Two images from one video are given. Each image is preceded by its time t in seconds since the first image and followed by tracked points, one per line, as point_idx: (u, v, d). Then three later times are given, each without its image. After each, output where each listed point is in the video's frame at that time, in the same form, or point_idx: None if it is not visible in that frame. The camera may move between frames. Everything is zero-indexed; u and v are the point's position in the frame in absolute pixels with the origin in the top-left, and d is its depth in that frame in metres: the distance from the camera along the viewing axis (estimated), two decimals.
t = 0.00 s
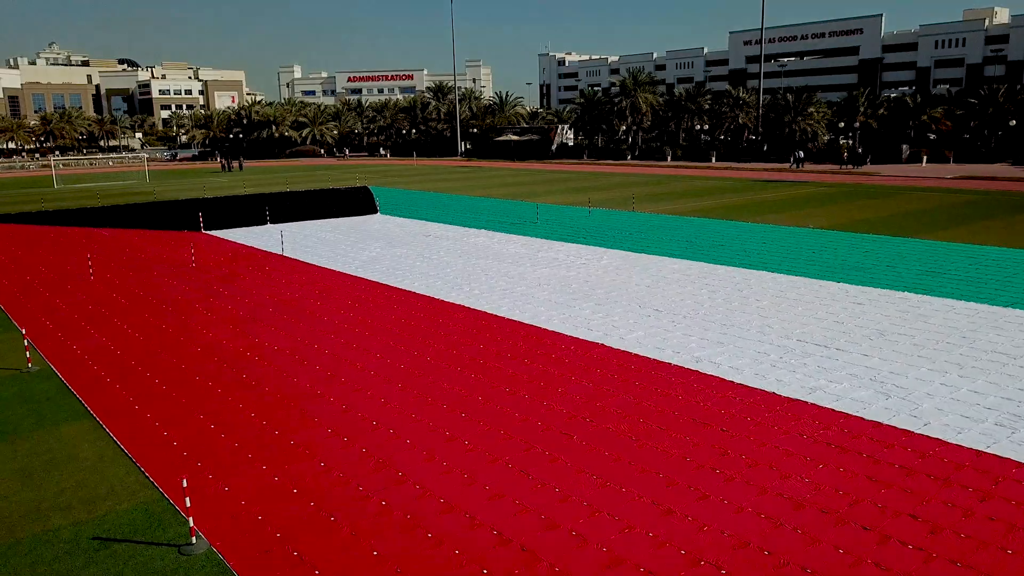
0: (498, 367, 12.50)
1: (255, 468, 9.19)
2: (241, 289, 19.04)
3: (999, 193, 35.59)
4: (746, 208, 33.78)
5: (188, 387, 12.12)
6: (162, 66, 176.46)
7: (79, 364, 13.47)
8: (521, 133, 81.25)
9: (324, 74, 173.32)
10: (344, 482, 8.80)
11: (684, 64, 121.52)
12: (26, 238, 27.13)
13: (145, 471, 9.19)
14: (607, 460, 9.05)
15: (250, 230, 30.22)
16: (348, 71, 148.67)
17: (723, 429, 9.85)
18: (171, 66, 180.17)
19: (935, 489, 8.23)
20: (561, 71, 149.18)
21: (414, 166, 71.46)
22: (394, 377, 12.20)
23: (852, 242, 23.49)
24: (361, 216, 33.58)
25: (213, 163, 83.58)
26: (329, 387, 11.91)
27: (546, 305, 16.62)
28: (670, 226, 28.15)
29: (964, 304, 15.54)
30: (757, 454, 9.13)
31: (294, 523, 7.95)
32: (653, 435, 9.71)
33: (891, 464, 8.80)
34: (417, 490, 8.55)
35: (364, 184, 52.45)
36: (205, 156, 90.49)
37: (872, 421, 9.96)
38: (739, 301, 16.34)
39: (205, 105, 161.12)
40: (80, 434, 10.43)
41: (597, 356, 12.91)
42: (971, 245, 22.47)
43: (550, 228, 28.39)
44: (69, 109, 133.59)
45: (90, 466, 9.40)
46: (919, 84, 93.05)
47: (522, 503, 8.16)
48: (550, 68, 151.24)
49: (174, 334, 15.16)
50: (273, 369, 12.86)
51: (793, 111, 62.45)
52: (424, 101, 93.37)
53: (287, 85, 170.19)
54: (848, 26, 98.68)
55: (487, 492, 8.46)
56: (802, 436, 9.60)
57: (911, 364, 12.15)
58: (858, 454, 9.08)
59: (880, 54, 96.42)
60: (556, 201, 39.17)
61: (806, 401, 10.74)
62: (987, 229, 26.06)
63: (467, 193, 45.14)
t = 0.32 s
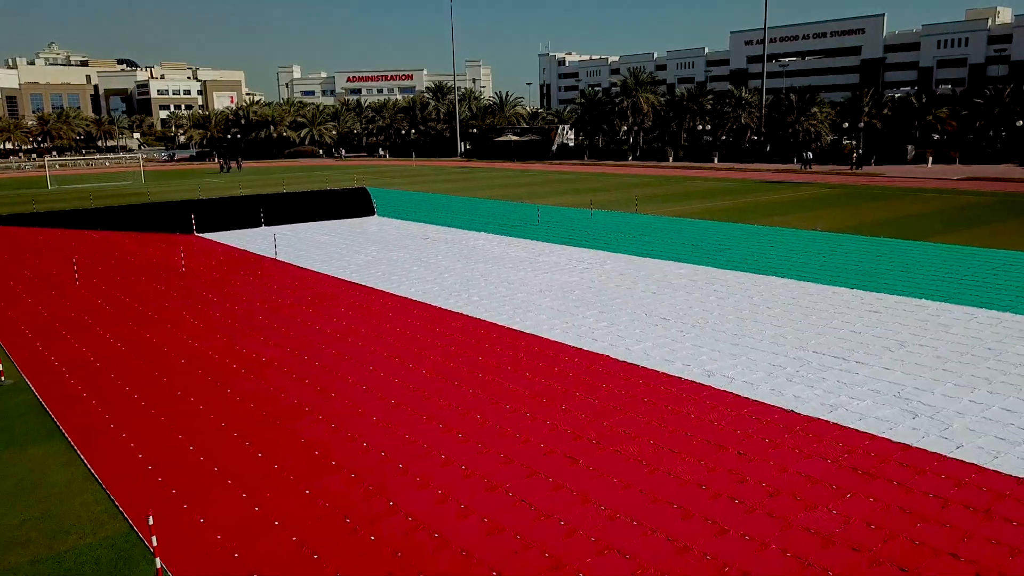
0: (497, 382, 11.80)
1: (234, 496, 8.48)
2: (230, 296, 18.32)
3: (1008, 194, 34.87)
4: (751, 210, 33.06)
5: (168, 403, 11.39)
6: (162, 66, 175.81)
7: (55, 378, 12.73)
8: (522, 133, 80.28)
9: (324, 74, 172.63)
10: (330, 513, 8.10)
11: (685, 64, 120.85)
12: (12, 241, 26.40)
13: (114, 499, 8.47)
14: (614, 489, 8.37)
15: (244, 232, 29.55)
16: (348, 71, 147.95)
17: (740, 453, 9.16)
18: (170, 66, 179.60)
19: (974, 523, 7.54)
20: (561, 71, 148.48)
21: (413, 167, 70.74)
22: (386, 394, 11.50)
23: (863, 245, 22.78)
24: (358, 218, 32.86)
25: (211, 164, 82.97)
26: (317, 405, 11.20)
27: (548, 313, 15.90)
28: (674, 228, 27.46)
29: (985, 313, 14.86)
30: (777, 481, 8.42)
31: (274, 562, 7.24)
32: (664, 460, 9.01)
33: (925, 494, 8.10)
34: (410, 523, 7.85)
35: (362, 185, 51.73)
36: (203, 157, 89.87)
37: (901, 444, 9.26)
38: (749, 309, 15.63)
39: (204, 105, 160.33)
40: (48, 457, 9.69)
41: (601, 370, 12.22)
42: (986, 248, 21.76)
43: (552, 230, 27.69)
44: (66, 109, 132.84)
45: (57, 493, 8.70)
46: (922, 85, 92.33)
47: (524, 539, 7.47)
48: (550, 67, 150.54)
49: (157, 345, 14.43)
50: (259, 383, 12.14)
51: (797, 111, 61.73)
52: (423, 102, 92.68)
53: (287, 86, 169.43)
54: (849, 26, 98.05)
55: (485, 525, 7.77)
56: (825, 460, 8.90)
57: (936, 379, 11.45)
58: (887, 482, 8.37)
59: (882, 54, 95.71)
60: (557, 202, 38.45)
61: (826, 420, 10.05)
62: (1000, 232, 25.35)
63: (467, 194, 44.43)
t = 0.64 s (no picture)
0: (496, 398, 11.10)
1: (209, 530, 7.75)
2: (218, 303, 17.59)
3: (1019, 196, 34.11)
4: (756, 212, 32.35)
5: (144, 421, 10.66)
6: (161, 66, 175.36)
7: (26, 392, 11.98)
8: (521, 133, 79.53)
9: (323, 74, 171.88)
10: (313, 549, 7.39)
11: (685, 64, 120.23)
12: None
13: (77, 533, 7.75)
14: (623, 522, 7.65)
15: (237, 235, 28.86)
16: (347, 71, 147.32)
17: (760, 480, 8.44)
18: (169, 66, 178.95)
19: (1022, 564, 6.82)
20: (561, 71, 147.89)
21: (411, 167, 70.00)
22: (378, 412, 10.79)
23: (874, 249, 22.07)
24: (354, 221, 32.21)
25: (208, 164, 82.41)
26: (306, 423, 10.50)
27: (549, 322, 15.20)
28: (679, 231, 26.76)
29: (1008, 321, 14.16)
30: (802, 513, 7.71)
31: None
32: (677, 488, 8.31)
33: (965, 530, 7.37)
34: (399, 561, 7.13)
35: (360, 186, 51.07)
36: (200, 157, 89.29)
37: (933, 470, 8.55)
38: (760, 318, 14.91)
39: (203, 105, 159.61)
40: (11, 482, 8.97)
41: (607, 384, 11.52)
42: (1002, 253, 21.03)
43: (553, 232, 26.99)
44: (65, 109, 132.22)
45: (15, 526, 7.96)
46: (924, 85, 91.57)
47: None
48: (550, 67, 149.95)
49: (139, 356, 13.70)
50: (245, 399, 11.43)
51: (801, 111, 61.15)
52: (423, 101, 92.00)
53: (286, 86, 168.87)
54: (851, 25, 97.34)
55: (482, 564, 7.06)
56: (853, 488, 8.18)
57: (964, 395, 10.73)
58: (923, 514, 7.65)
59: (884, 54, 94.94)
60: (558, 203, 37.75)
61: (851, 442, 9.34)
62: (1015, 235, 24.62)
63: (466, 194, 43.74)
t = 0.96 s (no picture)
0: (495, 416, 10.44)
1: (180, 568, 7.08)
2: (205, 310, 16.92)
3: None
4: (761, 214, 31.71)
5: (119, 440, 9.96)
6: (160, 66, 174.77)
7: None
8: (521, 134, 78.91)
9: (322, 74, 171.18)
10: None
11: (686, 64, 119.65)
12: None
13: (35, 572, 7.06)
14: (632, 558, 7.00)
15: (230, 237, 28.19)
16: (346, 71, 146.68)
17: (781, 510, 7.76)
18: (168, 66, 178.34)
19: None
20: (561, 71, 147.35)
21: (410, 167, 69.36)
22: (368, 431, 10.12)
23: (884, 252, 21.41)
24: (351, 222, 31.57)
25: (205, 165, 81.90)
26: (292, 443, 9.83)
27: (550, 330, 14.53)
28: (683, 233, 26.11)
29: None
30: (828, 550, 7.05)
31: None
32: (692, 519, 7.64)
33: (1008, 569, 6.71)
34: None
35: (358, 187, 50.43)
36: (197, 158, 88.82)
37: (968, 499, 7.89)
38: (771, 327, 14.27)
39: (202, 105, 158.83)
40: None
41: (613, 400, 10.85)
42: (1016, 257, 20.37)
43: (554, 235, 26.33)
44: (63, 108, 131.45)
45: None
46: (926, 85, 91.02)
47: None
48: (551, 67, 149.39)
49: (118, 369, 13.00)
50: (228, 416, 10.74)
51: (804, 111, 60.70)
52: (422, 101, 91.34)
53: (285, 86, 168.22)
54: (853, 25, 96.70)
55: None
56: (883, 520, 7.51)
57: (993, 413, 10.06)
58: (960, 551, 6.99)
59: (886, 54, 94.34)
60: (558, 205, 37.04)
61: (877, 466, 8.68)
62: None
63: (465, 195, 43.10)
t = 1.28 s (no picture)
0: (495, 437, 9.71)
1: None
2: (191, 319, 16.19)
3: None
4: (766, 216, 31.00)
5: (86, 466, 9.20)
6: (158, 66, 173.81)
7: None
8: (522, 134, 78.09)
9: (321, 74, 170.23)
10: None
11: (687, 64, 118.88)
12: None
13: None
14: None
15: (222, 241, 27.45)
16: (345, 71, 145.88)
17: (809, 551, 7.03)
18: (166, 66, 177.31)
19: None
20: (561, 71, 146.69)
21: (409, 168, 68.59)
22: (358, 455, 9.37)
23: (897, 257, 20.64)
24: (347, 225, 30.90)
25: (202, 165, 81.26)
26: (274, 469, 9.08)
27: (552, 341, 13.80)
28: (688, 237, 25.36)
29: None
30: None
31: None
32: (710, 561, 6.91)
33: None
34: None
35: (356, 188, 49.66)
36: (195, 158, 88.12)
37: (1015, 538, 7.13)
38: (784, 338, 13.53)
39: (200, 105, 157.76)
40: None
41: (620, 419, 10.15)
42: None
43: (555, 238, 25.61)
44: (60, 109, 130.56)
45: None
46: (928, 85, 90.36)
47: None
48: (550, 68, 148.70)
49: (93, 384, 12.23)
50: (205, 438, 9.99)
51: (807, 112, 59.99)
52: (421, 101, 90.24)
53: (283, 86, 167.21)
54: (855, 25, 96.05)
55: None
56: (923, 564, 6.78)
57: None
58: None
59: (887, 54, 93.72)
60: (559, 207, 36.29)
61: (911, 498, 7.95)
62: None
63: (464, 197, 42.35)
